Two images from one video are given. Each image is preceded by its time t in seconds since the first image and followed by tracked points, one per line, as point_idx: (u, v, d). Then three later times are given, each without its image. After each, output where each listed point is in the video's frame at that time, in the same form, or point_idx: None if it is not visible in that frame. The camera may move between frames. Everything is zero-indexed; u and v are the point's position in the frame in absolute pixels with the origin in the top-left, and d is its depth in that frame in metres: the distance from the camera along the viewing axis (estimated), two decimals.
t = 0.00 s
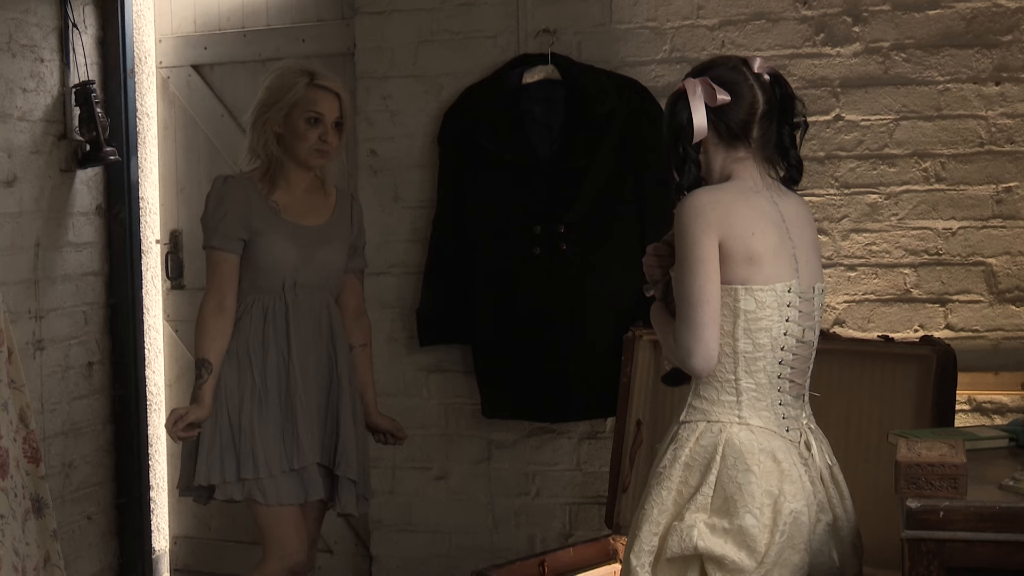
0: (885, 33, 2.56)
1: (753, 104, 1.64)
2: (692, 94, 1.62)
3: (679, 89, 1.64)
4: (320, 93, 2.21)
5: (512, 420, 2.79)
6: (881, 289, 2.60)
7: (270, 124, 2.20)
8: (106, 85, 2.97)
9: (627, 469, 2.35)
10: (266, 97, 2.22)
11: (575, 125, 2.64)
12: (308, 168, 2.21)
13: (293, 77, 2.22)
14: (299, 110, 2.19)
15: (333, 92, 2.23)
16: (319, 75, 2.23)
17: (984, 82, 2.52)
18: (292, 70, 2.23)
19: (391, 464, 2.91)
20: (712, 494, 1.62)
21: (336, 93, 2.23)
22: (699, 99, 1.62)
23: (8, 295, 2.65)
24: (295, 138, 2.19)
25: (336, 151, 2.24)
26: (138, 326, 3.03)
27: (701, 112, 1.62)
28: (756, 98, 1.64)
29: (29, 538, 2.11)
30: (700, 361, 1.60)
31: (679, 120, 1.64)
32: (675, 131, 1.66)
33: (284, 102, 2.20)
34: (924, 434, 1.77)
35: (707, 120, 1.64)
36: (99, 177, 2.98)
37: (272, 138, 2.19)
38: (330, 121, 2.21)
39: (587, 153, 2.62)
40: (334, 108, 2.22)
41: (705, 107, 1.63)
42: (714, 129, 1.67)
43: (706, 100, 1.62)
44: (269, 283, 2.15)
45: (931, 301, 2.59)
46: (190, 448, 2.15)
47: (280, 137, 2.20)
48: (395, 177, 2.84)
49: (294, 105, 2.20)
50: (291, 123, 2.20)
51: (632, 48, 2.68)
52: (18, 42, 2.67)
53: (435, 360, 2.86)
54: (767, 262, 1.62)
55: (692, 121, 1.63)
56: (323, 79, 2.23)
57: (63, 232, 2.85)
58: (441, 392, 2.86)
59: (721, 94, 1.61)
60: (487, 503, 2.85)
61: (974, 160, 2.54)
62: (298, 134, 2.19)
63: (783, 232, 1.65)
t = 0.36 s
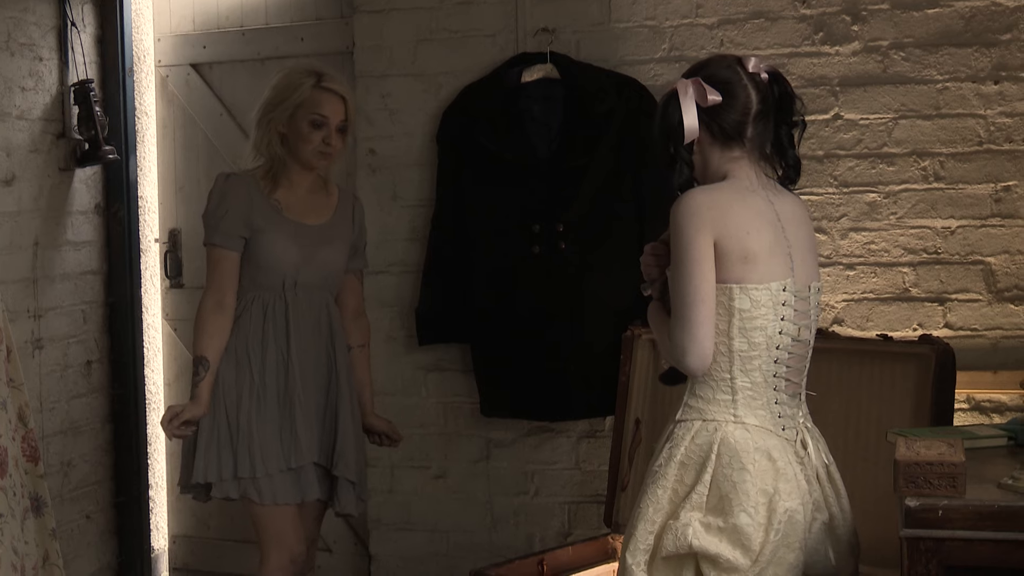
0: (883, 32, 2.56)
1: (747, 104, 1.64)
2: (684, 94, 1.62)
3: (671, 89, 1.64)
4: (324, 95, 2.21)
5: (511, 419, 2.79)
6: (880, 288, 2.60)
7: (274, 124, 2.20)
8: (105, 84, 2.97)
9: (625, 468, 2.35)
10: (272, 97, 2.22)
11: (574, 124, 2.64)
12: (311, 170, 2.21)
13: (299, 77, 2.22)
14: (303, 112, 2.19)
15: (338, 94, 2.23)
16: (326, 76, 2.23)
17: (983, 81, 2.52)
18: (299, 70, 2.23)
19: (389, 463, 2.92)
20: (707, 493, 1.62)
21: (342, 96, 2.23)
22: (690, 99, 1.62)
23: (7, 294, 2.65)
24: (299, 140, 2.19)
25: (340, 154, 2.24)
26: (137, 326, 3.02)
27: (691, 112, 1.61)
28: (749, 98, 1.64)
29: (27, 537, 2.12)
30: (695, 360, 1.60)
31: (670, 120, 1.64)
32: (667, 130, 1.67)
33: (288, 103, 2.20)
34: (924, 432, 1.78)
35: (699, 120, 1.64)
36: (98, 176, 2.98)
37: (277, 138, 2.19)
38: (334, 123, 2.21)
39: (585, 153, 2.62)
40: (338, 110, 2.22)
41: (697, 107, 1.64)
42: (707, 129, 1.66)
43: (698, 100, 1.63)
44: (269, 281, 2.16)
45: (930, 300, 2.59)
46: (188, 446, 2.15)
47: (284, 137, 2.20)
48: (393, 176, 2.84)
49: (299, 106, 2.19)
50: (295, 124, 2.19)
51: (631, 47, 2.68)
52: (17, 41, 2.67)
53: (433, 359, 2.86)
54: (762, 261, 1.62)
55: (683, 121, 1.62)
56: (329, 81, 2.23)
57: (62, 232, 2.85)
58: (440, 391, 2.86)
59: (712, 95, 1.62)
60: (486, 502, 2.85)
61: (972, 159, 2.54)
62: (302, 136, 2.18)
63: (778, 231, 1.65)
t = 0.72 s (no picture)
0: (883, 32, 2.56)
1: (743, 104, 1.64)
2: (679, 94, 1.62)
3: (665, 89, 1.64)
4: (337, 100, 2.18)
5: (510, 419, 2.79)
6: (879, 288, 2.60)
7: (285, 127, 2.17)
8: (104, 83, 2.97)
9: (625, 467, 2.35)
10: (286, 98, 2.19)
11: (573, 124, 2.64)
12: (321, 174, 2.19)
13: (313, 80, 2.19)
14: (316, 115, 2.17)
15: (350, 100, 2.20)
16: (339, 81, 2.20)
17: (983, 81, 2.52)
18: (312, 73, 2.21)
19: (389, 463, 2.92)
20: (701, 492, 1.62)
21: (355, 102, 2.21)
22: (684, 99, 1.62)
23: (6, 294, 2.65)
24: (310, 144, 2.16)
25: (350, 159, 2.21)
26: (136, 326, 3.02)
27: (686, 112, 1.62)
28: (745, 98, 1.64)
29: (26, 537, 2.12)
30: (689, 360, 1.60)
31: (665, 119, 1.64)
32: (661, 131, 1.65)
33: (300, 106, 2.17)
34: (925, 432, 1.79)
35: (694, 120, 1.64)
36: (97, 176, 2.98)
37: (287, 141, 2.17)
38: (346, 129, 2.19)
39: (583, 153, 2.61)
40: (350, 115, 2.19)
41: (692, 107, 1.64)
42: (703, 128, 1.67)
43: (692, 99, 1.63)
44: (270, 283, 2.14)
45: (929, 300, 2.59)
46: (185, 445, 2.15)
47: (295, 140, 2.18)
48: (393, 176, 2.84)
49: (312, 110, 2.17)
50: (307, 128, 2.17)
51: (630, 47, 2.68)
52: (16, 40, 2.67)
53: (433, 359, 2.86)
54: (757, 261, 1.62)
55: (677, 120, 1.63)
56: (342, 86, 2.20)
57: (61, 231, 2.85)
58: (439, 391, 2.86)
59: (707, 94, 1.62)
60: (486, 502, 2.85)
61: (971, 159, 2.54)
62: (312, 140, 2.16)
63: (774, 231, 1.64)
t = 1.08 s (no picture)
0: (883, 30, 2.56)
1: (747, 102, 1.64)
2: (685, 91, 1.61)
3: (671, 86, 1.64)
4: (349, 98, 2.18)
5: (510, 417, 2.79)
6: (880, 286, 2.60)
7: (297, 128, 2.16)
8: (104, 82, 2.97)
9: (625, 466, 2.35)
10: (296, 99, 2.17)
11: (574, 123, 2.64)
12: (334, 175, 2.19)
13: (324, 80, 2.18)
14: (328, 115, 2.16)
15: (362, 98, 2.19)
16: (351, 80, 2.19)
17: (982, 79, 2.52)
18: (322, 71, 2.19)
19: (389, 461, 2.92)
20: (705, 490, 1.62)
21: (367, 100, 2.20)
22: (690, 96, 1.61)
23: (5, 292, 2.65)
24: (323, 144, 2.16)
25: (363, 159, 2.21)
26: (136, 324, 3.02)
27: (692, 108, 1.61)
28: (749, 96, 1.64)
29: (26, 535, 2.12)
30: (694, 357, 1.60)
31: (671, 117, 1.63)
32: (666, 127, 1.65)
33: (312, 106, 2.16)
34: (926, 430, 1.80)
35: (700, 117, 1.64)
36: (97, 174, 2.98)
37: (299, 142, 2.16)
38: (360, 128, 2.18)
39: (584, 152, 2.61)
40: (362, 113, 2.19)
41: (697, 104, 1.63)
42: (707, 126, 1.67)
43: (698, 97, 1.63)
44: (281, 288, 2.13)
45: (929, 298, 2.59)
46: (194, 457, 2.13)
47: (307, 140, 2.17)
48: (393, 174, 2.84)
49: (323, 110, 2.16)
50: (320, 128, 2.16)
51: (630, 45, 2.68)
52: (16, 38, 2.66)
53: (433, 357, 2.86)
54: (761, 259, 1.62)
55: (683, 118, 1.62)
56: (354, 84, 2.20)
57: (60, 230, 2.85)
58: (439, 389, 2.86)
59: (713, 91, 1.61)
60: (485, 500, 2.85)
61: (971, 157, 2.54)
62: (325, 140, 2.16)
63: (778, 229, 1.65)
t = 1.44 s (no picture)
0: (883, 25, 2.56)
1: (749, 97, 1.64)
2: (690, 85, 1.61)
3: (675, 80, 1.64)
4: (373, 83, 2.06)
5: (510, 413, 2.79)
6: (879, 281, 2.60)
7: (319, 116, 2.03)
8: (103, 77, 2.96)
9: (625, 461, 2.36)
10: (315, 85, 2.04)
11: (574, 118, 2.63)
12: (358, 165, 2.06)
13: (344, 66, 2.05)
14: (351, 102, 2.04)
15: (386, 82, 2.07)
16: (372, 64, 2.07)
17: (982, 74, 2.52)
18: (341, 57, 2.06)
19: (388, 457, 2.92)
20: (711, 484, 1.62)
21: (391, 85, 2.08)
22: (696, 91, 1.61)
23: (5, 287, 2.65)
24: (347, 132, 2.04)
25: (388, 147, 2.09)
26: (135, 322, 3.02)
27: (698, 104, 1.61)
28: (752, 91, 1.64)
29: (25, 530, 2.13)
30: (700, 352, 1.60)
31: (676, 113, 1.63)
32: (672, 123, 1.65)
33: (334, 93, 2.03)
34: (926, 426, 1.80)
35: (704, 111, 1.64)
36: (96, 170, 2.98)
37: (322, 131, 2.02)
38: (385, 114, 2.07)
39: (584, 147, 2.61)
40: (387, 99, 2.07)
41: (702, 99, 1.63)
42: (710, 121, 1.66)
43: (703, 92, 1.63)
44: (310, 285, 2.02)
45: (928, 293, 2.58)
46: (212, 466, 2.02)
47: (330, 129, 2.03)
48: (392, 170, 2.83)
49: (346, 97, 2.03)
50: (343, 115, 2.04)
51: (630, 40, 2.68)
52: (14, 34, 2.66)
53: (432, 353, 2.86)
54: (765, 253, 1.62)
55: (688, 113, 1.62)
56: (376, 69, 2.08)
57: (59, 225, 2.84)
58: (439, 385, 2.86)
59: (719, 86, 1.62)
60: (485, 495, 2.85)
61: (971, 152, 2.54)
62: (350, 129, 2.03)
63: (780, 224, 1.65)
